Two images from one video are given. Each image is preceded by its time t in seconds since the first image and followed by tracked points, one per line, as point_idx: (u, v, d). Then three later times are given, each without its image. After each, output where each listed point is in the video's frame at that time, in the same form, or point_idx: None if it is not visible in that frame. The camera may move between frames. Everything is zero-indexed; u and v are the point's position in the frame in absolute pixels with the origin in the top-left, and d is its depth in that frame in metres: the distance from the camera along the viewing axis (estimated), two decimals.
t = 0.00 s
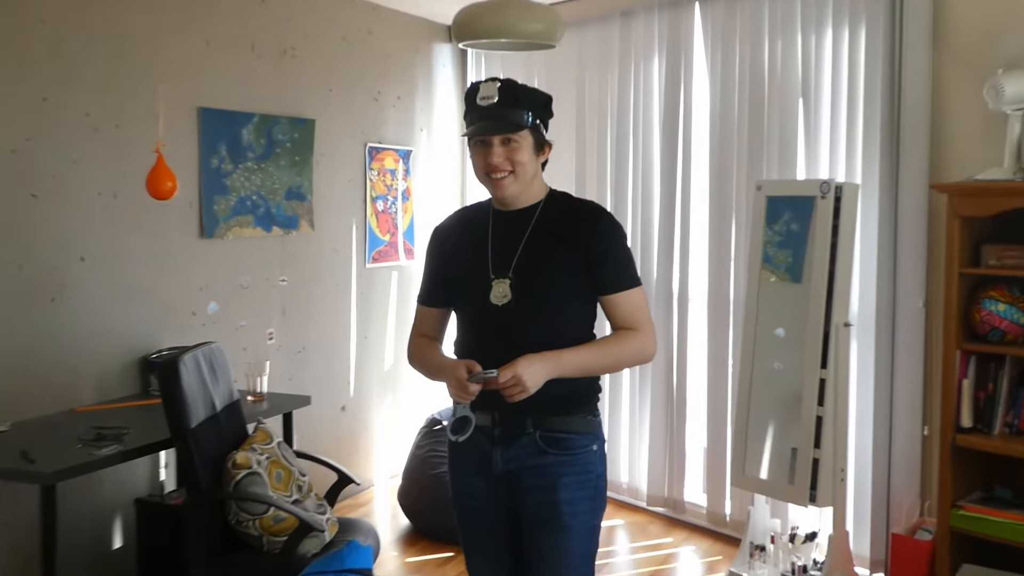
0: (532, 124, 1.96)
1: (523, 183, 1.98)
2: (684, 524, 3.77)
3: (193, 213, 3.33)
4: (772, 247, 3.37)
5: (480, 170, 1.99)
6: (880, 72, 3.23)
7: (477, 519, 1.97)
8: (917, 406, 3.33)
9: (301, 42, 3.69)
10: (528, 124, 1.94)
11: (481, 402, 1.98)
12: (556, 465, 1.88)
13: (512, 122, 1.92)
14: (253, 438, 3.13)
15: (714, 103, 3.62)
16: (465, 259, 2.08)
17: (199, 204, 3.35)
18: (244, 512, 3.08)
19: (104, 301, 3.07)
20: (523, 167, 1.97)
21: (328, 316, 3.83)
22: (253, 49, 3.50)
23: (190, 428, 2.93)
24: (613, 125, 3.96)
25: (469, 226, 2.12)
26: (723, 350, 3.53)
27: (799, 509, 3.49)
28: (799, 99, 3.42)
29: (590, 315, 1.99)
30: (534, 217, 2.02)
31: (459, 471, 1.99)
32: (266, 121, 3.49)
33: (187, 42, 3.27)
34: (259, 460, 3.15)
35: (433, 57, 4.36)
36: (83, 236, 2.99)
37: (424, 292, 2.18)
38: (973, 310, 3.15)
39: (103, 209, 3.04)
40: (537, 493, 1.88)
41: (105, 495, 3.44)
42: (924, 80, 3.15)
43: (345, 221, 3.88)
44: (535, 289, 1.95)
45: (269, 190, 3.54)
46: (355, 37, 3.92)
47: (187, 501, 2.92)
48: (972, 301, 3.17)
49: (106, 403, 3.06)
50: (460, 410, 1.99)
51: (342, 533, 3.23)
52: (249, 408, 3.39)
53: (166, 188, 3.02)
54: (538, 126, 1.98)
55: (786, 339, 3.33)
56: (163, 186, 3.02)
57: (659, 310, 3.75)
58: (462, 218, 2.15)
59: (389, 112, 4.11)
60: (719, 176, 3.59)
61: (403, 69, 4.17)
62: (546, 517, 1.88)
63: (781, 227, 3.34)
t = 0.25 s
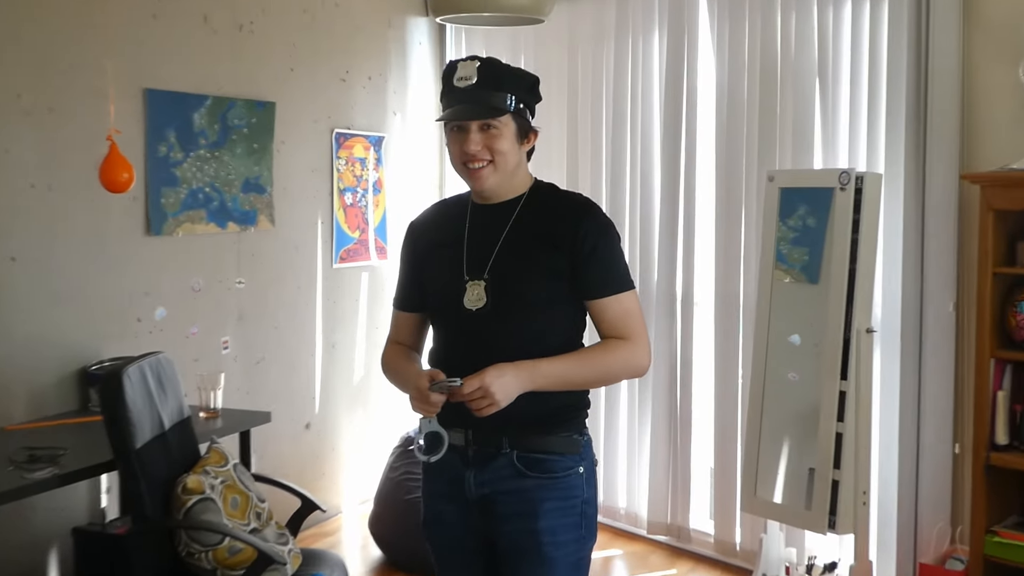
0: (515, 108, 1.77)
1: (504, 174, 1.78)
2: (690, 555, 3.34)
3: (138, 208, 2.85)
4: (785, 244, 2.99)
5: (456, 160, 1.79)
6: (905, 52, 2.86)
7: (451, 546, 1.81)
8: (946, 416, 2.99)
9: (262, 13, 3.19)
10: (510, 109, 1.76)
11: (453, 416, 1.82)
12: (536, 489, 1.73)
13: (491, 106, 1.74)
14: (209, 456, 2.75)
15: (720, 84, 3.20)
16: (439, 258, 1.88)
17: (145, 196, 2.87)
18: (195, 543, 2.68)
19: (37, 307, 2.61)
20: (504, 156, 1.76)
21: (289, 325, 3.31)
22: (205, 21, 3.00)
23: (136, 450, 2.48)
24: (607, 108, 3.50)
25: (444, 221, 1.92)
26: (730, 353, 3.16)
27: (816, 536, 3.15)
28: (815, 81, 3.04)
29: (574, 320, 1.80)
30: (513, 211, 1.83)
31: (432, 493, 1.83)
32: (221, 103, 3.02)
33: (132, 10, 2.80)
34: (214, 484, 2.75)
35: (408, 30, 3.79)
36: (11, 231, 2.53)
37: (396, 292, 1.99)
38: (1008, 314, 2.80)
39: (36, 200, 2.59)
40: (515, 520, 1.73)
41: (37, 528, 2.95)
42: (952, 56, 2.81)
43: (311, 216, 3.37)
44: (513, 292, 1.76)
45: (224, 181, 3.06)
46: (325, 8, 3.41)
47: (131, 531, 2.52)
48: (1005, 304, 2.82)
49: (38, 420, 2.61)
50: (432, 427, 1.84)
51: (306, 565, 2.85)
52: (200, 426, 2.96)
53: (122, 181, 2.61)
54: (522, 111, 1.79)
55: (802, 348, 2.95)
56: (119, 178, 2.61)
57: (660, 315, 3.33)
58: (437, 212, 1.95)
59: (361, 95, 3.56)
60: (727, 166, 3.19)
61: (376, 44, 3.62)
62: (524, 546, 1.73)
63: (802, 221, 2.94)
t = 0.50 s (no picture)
0: (512, 104, 1.68)
1: (502, 173, 1.69)
2: (700, 566, 3.22)
3: (127, 208, 2.74)
4: (799, 244, 2.87)
5: (452, 160, 1.69)
6: (923, 47, 2.75)
7: (450, 559, 1.73)
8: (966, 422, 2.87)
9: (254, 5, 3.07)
10: (507, 105, 1.67)
11: (451, 424, 1.73)
12: (539, 499, 1.64)
13: (488, 102, 1.65)
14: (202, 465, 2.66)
15: (729, 78, 3.07)
16: (436, 259, 1.79)
17: (134, 196, 2.75)
18: (187, 555, 2.48)
19: (21, 312, 2.50)
20: (502, 155, 1.67)
21: (283, 330, 3.19)
22: (195, 13, 2.89)
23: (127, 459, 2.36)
24: (613, 104, 3.36)
25: (441, 220, 1.83)
26: (741, 357, 3.04)
27: (831, 548, 3.03)
28: (830, 77, 2.91)
29: (578, 324, 1.70)
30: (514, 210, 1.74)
31: (431, 503, 1.75)
32: (212, 100, 2.91)
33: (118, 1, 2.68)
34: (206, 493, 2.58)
35: (406, 23, 3.67)
36: None
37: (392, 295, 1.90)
38: None
39: (18, 201, 2.48)
40: (518, 531, 1.64)
41: (23, 542, 2.84)
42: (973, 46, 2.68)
43: (306, 216, 3.25)
44: (513, 295, 1.67)
45: (216, 180, 2.95)
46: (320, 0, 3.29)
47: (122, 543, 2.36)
48: None
49: (25, 430, 2.50)
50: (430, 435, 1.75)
51: None
52: (193, 434, 2.84)
53: (117, 181, 2.46)
54: (520, 107, 1.70)
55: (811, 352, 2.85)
56: (115, 177, 2.46)
57: (669, 319, 3.20)
58: (434, 211, 1.86)
59: (358, 90, 3.44)
60: (738, 165, 3.06)
61: (373, 37, 3.50)
62: (527, 558, 1.64)
63: (820, 219, 2.80)
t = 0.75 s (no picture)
0: (526, 107, 1.68)
1: (517, 176, 1.69)
2: (718, 570, 3.20)
3: (144, 212, 2.75)
4: (817, 246, 2.85)
5: (467, 164, 1.69)
6: (942, 46, 2.73)
7: (470, 563, 1.72)
8: (987, 424, 2.84)
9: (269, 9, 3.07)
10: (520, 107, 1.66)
11: (471, 428, 1.73)
12: (559, 503, 1.63)
13: (501, 107, 1.65)
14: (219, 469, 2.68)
15: (745, 79, 3.05)
16: (453, 263, 1.79)
17: (151, 200, 2.76)
18: (204, 559, 2.47)
19: (39, 316, 2.51)
20: (517, 158, 1.67)
21: (301, 333, 3.19)
22: (211, 18, 2.89)
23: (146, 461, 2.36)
24: (629, 105, 3.35)
25: (458, 224, 1.83)
26: (758, 358, 3.02)
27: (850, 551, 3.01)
28: (847, 76, 2.88)
29: (595, 329, 1.70)
30: (531, 213, 1.73)
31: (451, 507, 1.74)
32: (228, 103, 2.91)
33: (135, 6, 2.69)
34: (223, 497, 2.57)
35: (422, 25, 3.66)
36: (10, 238, 2.43)
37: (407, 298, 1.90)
38: None
39: (37, 205, 2.49)
40: (537, 535, 1.63)
41: (42, 545, 2.84)
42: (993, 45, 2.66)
43: (322, 219, 3.25)
44: (530, 299, 1.66)
45: (232, 183, 2.95)
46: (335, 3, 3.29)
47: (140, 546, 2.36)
48: None
49: (45, 433, 2.51)
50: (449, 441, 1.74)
51: None
52: (211, 437, 2.83)
53: (129, 185, 2.49)
54: (533, 109, 1.69)
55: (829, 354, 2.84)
56: (127, 181, 2.49)
57: (686, 321, 3.18)
58: (451, 215, 1.86)
59: (373, 93, 3.43)
60: (755, 165, 3.04)
61: (388, 39, 3.50)
62: (547, 563, 1.63)
63: (839, 219, 2.78)
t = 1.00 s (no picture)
0: (530, 95, 1.57)
1: (521, 170, 1.58)
2: None
3: (112, 209, 2.44)
4: (854, 245, 2.57)
5: (467, 158, 1.58)
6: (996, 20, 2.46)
7: None
8: None
9: None
10: (523, 94, 1.56)
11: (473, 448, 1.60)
12: (570, 530, 1.51)
13: (502, 94, 1.55)
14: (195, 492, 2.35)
15: (774, 58, 2.78)
16: (452, 266, 1.66)
17: (118, 196, 2.45)
18: None
19: None
20: (521, 151, 1.56)
21: (285, 343, 2.88)
22: None
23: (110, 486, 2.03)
24: (646, 90, 3.07)
25: (457, 224, 1.69)
26: (791, 367, 2.73)
27: None
28: (885, 54, 2.61)
29: (609, 337, 1.57)
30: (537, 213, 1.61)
31: (452, 536, 1.63)
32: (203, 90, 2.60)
33: None
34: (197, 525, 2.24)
35: (417, 9, 3.38)
36: None
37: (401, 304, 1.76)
38: None
39: None
40: (547, 565, 1.52)
41: None
42: None
43: (309, 217, 2.94)
44: (539, 307, 1.53)
45: (209, 179, 2.65)
46: None
47: None
48: None
49: None
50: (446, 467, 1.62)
51: None
52: (184, 460, 2.50)
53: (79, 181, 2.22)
54: (537, 96, 1.59)
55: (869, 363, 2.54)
56: (78, 177, 2.22)
57: (710, 327, 2.89)
58: (450, 213, 1.72)
59: (365, 80, 3.14)
60: (785, 153, 2.76)
61: (380, 22, 3.22)
62: None
63: (877, 216, 2.50)
